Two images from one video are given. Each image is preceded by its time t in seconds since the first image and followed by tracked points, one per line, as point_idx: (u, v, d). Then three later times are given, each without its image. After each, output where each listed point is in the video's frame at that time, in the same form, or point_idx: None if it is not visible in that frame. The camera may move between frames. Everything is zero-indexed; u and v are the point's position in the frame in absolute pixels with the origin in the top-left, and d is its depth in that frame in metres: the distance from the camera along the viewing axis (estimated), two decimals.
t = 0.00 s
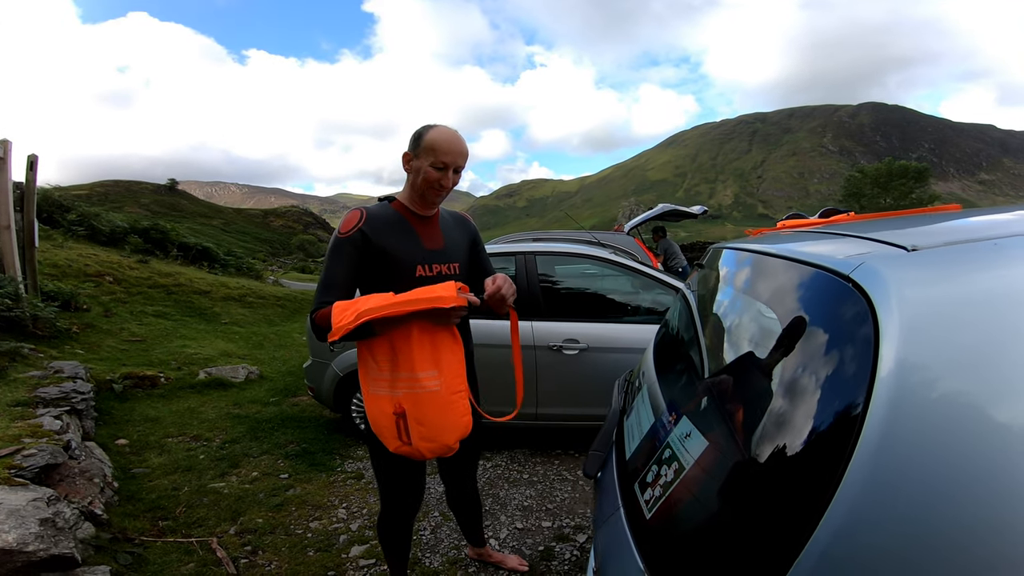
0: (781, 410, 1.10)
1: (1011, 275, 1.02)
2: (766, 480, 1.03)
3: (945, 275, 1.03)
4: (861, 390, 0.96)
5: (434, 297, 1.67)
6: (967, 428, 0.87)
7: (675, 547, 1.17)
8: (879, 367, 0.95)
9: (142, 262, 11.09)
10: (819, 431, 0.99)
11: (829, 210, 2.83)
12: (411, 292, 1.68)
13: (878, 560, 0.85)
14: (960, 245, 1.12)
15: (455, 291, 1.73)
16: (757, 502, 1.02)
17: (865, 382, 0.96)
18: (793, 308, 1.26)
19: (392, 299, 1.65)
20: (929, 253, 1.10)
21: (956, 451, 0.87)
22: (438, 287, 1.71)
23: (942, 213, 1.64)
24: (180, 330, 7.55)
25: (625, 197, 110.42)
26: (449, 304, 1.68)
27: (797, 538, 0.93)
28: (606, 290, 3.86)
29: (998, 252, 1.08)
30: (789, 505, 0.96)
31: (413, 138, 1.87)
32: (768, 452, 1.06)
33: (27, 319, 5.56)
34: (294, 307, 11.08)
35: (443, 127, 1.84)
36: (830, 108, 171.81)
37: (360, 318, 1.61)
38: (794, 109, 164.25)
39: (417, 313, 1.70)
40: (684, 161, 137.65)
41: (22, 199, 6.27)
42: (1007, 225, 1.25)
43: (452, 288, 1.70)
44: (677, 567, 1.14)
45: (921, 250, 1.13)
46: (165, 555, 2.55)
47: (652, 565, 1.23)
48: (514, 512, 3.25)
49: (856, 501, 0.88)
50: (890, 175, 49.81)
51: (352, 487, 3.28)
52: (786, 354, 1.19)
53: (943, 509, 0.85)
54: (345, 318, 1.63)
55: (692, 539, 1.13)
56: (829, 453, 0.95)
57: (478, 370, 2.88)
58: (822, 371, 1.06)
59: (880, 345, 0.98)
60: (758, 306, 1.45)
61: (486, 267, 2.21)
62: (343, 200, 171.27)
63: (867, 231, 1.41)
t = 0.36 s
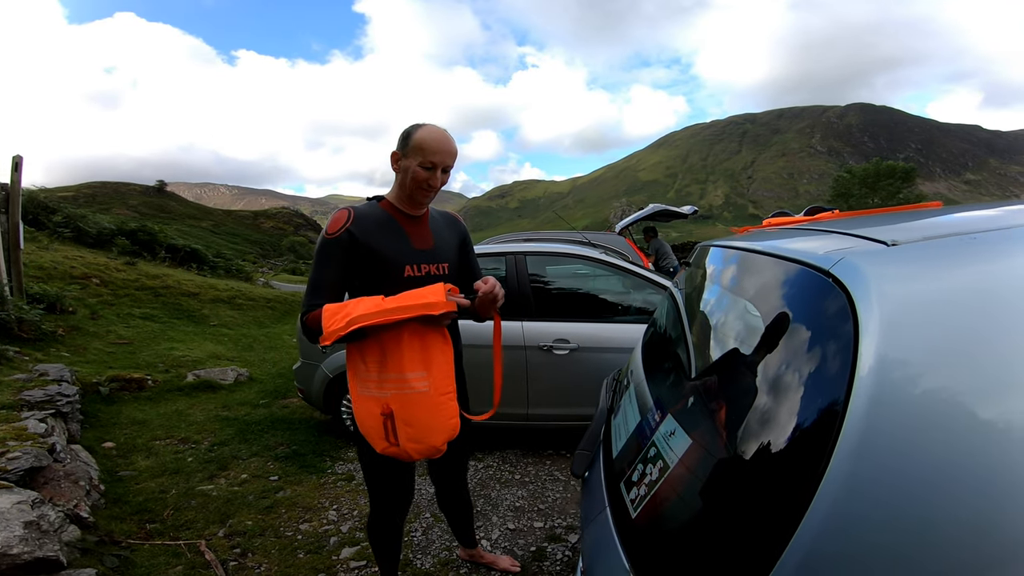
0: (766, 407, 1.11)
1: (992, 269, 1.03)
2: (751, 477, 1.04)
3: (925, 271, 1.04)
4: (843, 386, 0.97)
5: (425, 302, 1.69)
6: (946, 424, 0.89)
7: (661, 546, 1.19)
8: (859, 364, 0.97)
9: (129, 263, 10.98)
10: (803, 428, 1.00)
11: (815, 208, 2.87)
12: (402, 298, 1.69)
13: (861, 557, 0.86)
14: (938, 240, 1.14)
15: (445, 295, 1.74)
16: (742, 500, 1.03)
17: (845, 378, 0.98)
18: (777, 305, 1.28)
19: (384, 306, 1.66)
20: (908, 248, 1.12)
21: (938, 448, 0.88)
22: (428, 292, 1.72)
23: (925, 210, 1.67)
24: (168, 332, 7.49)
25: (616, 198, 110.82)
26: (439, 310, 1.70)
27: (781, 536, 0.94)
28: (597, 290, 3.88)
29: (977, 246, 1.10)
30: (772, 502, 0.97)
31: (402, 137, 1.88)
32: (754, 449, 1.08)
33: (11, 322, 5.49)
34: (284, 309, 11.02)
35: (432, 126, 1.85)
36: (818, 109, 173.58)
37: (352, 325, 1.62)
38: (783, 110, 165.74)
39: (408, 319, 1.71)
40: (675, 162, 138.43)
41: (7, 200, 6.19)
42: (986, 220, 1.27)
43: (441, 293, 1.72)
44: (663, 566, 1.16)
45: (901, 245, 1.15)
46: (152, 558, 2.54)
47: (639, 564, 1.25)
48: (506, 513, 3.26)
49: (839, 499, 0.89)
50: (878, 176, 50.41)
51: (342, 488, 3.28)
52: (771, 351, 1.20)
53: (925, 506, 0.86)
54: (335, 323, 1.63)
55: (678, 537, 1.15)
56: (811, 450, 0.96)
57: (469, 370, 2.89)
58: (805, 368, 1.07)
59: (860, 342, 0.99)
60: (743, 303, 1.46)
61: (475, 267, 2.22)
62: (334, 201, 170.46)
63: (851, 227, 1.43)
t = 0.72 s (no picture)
0: (754, 405, 1.13)
1: (974, 269, 1.05)
2: (739, 474, 1.06)
3: (909, 271, 1.07)
4: (827, 383, 0.99)
5: (415, 305, 1.70)
6: (927, 421, 0.91)
7: (651, 544, 1.20)
8: (842, 362, 0.99)
9: (120, 265, 10.89)
10: (790, 424, 1.02)
11: (804, 208, 2.90)
12: (392, 301, 1.70)
13: (847, 551, 0.88)
14: (921, 240, 1.16)
15: (434, 297, 1.75)
16: (730, 497, 1.05)
17: (830, 376, 1.00)
18: (765, 304, 1.30)
19: (374, 309, 1.67)
20: (890, 249, 1.14)
21: (923, 444, 0.90)
22: (418, 294, 1.73)
23: (910, 209, 1.69)
24: (160, 334, 7.44)
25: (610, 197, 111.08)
26: (428, 313, 1.71)
27: (768, 531, 0.96)
28: (590, 289, 3.90)
29: (959, 246, 1.12)
30: (759, 498, 0.99)
31: (392, 138, 1.89)
32: (742, 447, 1.09)
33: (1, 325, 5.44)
34: (277, 310, 10.97)
35: (422, 127, 1.85)
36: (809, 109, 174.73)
37: (342, 327, 1.62)
38: (775, 109, 166.76)
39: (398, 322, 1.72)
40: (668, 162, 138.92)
41: None
42: (969, 219, 1.30)
43: (431, 296, 1.72)
44: (653, 564, 1.18)
45: (884, 245, 1.17)
46: (146, 561, 2.53)
47: (628, 564, 1.26)
48: (500, 513, 3.27)
49: (825, 495, 0.91)
50: (868, 175, 50.85)
51: (336, 490, 3.28)
52: (759, 350, 1.22)
53: (910, 500, 0.88)
54: (325, 326, 1.64)
55: (666, 536, 1.16)
56: (796, 448, 0.98)
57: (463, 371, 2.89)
58: (792, 366, 1.09)
59: (844, 340, 1.01)
60: (731, 303, 1.48)
61: (466, 267, 2.23)
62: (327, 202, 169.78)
63: (838, 227, 1.45)
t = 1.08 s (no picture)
0: (747, 407, 1.14)
1: (961, 275, 1.07)
2: (732, 476, 1.07)
3: (897, 277, 1.08)
4: (818, 386, 1.00)
5: (407, 312, 1.70)
6: (917, 425, 0.92)
7: (644, 548, 1.21)
8: (831, 367, 1.00)
9: (110, 267, 10.81)
10: (782, 427, 1.03)
11: (794, 212, 2.92)
12: (383, 308, 1.70)
13: (837, 552, 0.89)
14: (908, 249, 1.18)
15: (426, 303, 1.75)
16: (722, 499, 1.06)
17: (820, 379, 1.01)
18: (756, 309, 1.31)
19: (366, 316, 1.67)
20: (879, 257, 1.16)
21: (912, 447, 0.91)
22: (410, 301, 1.73)
23: (899, 215, 1.71)
24: (151, 337, 7.39)
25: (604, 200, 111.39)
26: (419, 320, 1.71)
27: (759, 534, 0.96)
28: (584, 292, 3.91)
29: (948, 254, 1.14)
30: (751, 501, 1.00)
31: (386, 143, 1.89)
32: (735, 449, 1.10)
33: None
34: (270, 313, 10.92)
35: (415, 132, 1.86)
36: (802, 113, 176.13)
37: (334, 334, 1.62)
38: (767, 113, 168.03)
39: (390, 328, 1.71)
40: (661, 165, 139.52)
41: None
42: (956, 227, 1.31)
43: (421, 302, 1.72)
44: (646, 568, 1.18)
45: (872, 253, 1.18)
46: (138, 565, 2.51)
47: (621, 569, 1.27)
48: (495, 516, 3.27)
49: (815, 497, 0.92)
50: (859, 178, 51.30)
51: (330, 493, 3.26)
52: (751, 354, 1.23)
53: (900, 502, 0.89)
54: (316, 332, 1.64)
55: (658, 541, 1.17)
56: (787, 450, 0.99)
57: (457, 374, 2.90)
58: (784, 368, 1.10)
59: (832, 346, 1.02)
60: (723, 307, 1.50)
61: (458, 271, 2.24)
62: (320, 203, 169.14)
63: (827, 234, 1.47)
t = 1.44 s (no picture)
0: (751, 409, 1.14)
1: (963, 277, 1.07)
2: (736, 479, 1.07)
3: (899, 280, 1.08)
4: (824, 389, 1.00)
5: (411, 316, 1.70)
6: (924, 428, 0.92)
7: (650, 550, 1.21)
8: (837, 369, 1.00)
9: (110, 268, 10.80)
10: (786, 429, 1.03)
11: (795, 214, 2.92)
12: (387, 311, 1.70)
13: (843, 555, 0.89)
14: (914, 252, 1.17)
15: (430, 307, 1.75)
16: (728, 501, 1.06)
17: (825, 382, 1.01)
18: (760, 312, 1.31)
19: (370, 318, 1.67)
20: (884, 261, 1.15)
21: (916, 449, 0.91)
22: (414, 304, 1.73)
23: (901, 217, 1.71)
24: (151, 338, 7.38)
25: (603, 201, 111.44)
26: (423, 323, 1.71)
27: (766, 537, 0.96)
28: (585, 294, 3.91)
29: (953, 257, 1.13)
30: (757, 503, 1.00)
31: (390, 145, 1.89)
32: (739, 451, 1.10)
33: None
34: (270, 314, 10.91)
35: (420, 135, 1.86)
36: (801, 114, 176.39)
37: (339, 335, 1.62)
38: (766, 115, 168.28)
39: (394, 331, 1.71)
40: (661, 166, 139.62)
41: None
42: (961, 230, 1.31)
43: (426, 306, 1.73)
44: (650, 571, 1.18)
45: (877, 256, 1.18)
46: (138, 566, 2.51)
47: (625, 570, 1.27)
48: (496, 517, 3.27)
49: (820, 500, 0.92)
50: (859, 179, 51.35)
51: (330, 495, 3.26)
52: (754, 356, 1.23)
53: (904, 504, 0.89)
54: (320, 333, 1.64)
55: (663, 543, 1.17)
56: (793, 453, 0.99)
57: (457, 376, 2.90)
58: (788, 371, 1.10)
59: (838, 349, 1.02)
60: (726, 309, 1.50)
61: (458, 273, 2.24)
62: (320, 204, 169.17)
63: (831, 237, 1.47)
